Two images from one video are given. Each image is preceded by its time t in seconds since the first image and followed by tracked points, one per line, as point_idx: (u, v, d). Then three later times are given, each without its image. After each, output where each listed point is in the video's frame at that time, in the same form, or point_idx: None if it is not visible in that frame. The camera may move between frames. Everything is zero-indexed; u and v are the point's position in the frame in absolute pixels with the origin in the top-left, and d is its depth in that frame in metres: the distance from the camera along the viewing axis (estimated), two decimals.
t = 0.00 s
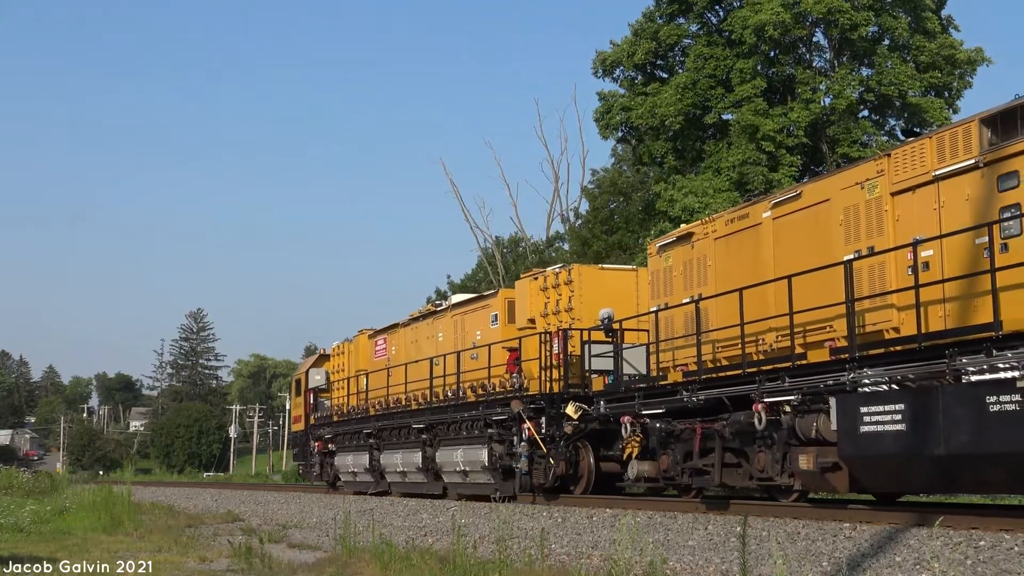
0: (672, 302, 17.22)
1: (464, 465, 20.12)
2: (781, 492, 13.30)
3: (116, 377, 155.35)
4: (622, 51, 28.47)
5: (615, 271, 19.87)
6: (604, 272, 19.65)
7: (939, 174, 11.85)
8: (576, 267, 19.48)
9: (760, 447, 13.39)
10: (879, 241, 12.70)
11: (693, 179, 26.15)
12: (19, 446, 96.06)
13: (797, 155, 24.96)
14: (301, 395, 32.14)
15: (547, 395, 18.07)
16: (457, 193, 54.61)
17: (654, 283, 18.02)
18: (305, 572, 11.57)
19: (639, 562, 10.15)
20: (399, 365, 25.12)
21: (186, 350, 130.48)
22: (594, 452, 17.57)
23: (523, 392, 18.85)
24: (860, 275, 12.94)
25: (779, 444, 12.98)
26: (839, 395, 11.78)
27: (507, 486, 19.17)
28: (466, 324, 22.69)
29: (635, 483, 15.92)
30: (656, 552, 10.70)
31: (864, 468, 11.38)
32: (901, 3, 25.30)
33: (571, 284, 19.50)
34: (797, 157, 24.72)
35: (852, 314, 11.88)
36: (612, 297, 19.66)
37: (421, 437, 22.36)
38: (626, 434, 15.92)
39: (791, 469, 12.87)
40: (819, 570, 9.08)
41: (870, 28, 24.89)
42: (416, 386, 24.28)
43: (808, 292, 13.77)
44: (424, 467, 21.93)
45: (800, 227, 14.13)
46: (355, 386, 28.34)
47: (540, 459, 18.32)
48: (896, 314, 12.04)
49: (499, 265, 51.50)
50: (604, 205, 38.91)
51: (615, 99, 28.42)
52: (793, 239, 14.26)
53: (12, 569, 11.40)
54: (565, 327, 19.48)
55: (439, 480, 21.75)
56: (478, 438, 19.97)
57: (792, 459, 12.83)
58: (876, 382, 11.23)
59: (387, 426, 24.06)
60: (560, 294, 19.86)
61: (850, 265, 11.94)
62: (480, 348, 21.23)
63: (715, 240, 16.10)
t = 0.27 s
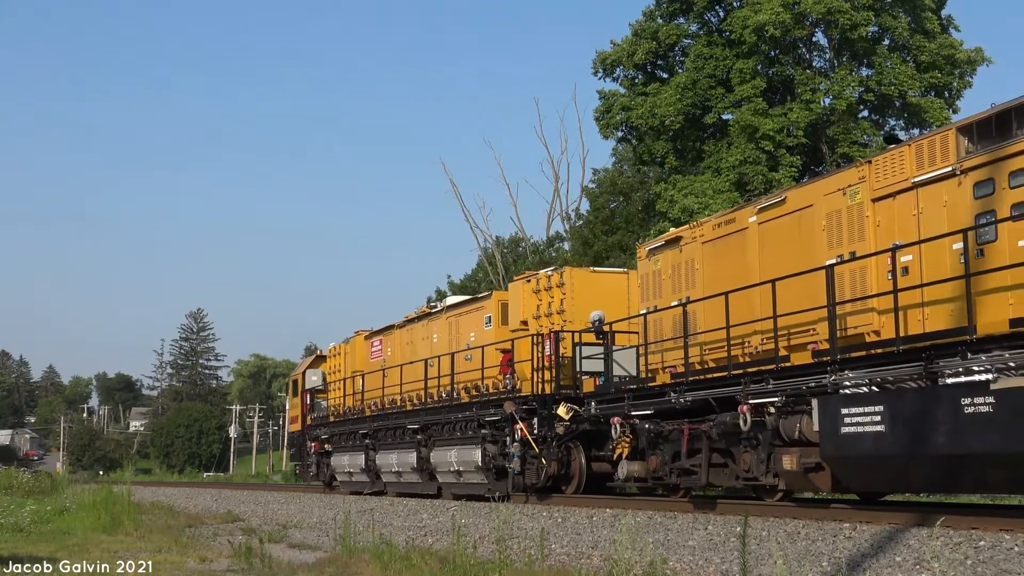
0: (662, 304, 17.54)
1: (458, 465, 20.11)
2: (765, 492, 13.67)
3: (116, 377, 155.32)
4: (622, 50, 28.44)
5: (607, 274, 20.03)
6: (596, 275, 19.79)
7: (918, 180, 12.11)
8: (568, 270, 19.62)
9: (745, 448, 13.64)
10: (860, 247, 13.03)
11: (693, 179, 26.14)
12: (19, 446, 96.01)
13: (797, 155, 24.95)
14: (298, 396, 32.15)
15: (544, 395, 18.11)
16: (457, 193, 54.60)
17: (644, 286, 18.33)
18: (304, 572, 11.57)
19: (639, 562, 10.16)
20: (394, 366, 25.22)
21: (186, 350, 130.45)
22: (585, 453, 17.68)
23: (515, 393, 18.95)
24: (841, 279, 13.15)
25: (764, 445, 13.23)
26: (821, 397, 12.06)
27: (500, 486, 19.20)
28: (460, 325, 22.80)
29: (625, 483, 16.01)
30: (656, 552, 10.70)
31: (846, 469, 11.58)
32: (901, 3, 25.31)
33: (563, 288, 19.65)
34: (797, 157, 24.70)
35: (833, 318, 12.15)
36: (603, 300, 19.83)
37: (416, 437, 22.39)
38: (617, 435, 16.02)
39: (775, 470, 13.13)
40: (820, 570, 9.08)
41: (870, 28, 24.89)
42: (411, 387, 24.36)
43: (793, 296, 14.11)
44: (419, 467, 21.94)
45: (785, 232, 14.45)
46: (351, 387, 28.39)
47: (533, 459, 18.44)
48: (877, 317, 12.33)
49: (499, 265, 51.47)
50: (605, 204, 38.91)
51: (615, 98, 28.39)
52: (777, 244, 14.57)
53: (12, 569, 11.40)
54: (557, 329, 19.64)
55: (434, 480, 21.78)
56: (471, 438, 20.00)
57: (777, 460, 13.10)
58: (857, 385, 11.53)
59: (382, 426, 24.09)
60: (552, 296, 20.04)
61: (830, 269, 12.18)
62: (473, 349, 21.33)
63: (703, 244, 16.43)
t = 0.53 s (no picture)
0: (651, 307, 17.79)
1: (452, 465, 20.13)
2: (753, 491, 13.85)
3: (116, 377, 155.30)
4: (623, 50, 28.42)
5: (599, 277, 20.16)
6: (588, 277, 19.88)
7: (897, 187, 12.58)
8: (560, 273, 19.67)
9: (731, 449, 13.84)
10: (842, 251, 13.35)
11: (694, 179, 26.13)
12: (20, 446, 95.98)
13: (797, 155, 24.93)
14: (295, 396, 32.18)
15: (541, 395, 18.14)
16: (457, 192, 54.61)
17: (634, 289, 18.59)
18: (305, 572, 11.57)
19: (639, 562, 10.15)
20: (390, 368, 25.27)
21: (186, 350, 130.42)
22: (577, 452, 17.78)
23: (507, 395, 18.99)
24: (823, 283, 13.41)
25: (749, 446, 13.44)
26: (804, 399, 12.31)
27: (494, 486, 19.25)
28: (455, 328, 22.84)
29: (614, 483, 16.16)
30: (656, 552, 10.69)
31: (829, 469, 11.83)
32: (900, 3, 25.33)
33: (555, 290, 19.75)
34: (797, 157, 24.68)
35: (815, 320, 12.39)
36: (595, 302, 19.97)
37: (411, 438, 22.41)
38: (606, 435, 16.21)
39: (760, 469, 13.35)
40: (820, 570, 9.08)
41: (870, 29, 24.89)
42: (406, 389, 24.39)
43: (776, 301, 14.32)
44: (414, 468, 21.96)
45: (771, 237, 14.75)
46: (347, 388, 28.43)
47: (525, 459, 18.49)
48: (859, 321, 12.66)
49: (499, 265, 51.47)
50: (606, 204, 38.94)
51: (615, 98, 28.37)
52: (764, 249, 14.87)
53: (12, 569, 11.40)
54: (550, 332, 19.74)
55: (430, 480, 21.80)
56: (465, 438, 20.03)
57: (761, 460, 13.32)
58: (838, 387, 11.79)
59: (378, 427, 24.11)
60: (545, 299, 20.12)
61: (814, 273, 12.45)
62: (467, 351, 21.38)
63: (692, 249, 16.68)
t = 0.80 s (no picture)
0: (641, 309, 18.02)
1: (447, 465, 20.18)
2: (738, 491, 13.96)
3: (116, 377, 155.28)
4: (623, 50, 28.40)
5: (591, 279, 20.32)
6: (580, 280, 20.09)
7: (878, 194, 12.87)
8: (552, 276, 19.91)
9: (717, 450, 14.06)
10: (825, 256, 13.61)
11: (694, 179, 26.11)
12: (20, 445, 95.99)
13: (797, 154, 24.91)
14: (292, 397, 32.21)
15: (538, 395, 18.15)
16: (457, 192, 54.61)
17: (624, 292, 18.81)
18: (305, 572, 11.57)
19: (639, 562, 10.15)
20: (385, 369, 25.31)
21: (186, 350, 130.40)
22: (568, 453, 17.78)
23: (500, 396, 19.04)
24: (807, 287, 13.77)
25: (735, 446, 13.65)
26: (788, 401, 12.48)
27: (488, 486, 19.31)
28: (449, 329, 22.88)
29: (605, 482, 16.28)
30: (656, 552, 10.69)
31: (811, 469, 11.98)
32: (900, 3, 25.35)
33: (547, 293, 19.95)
34: (797, 157, 24.66)
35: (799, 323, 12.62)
36: (586, 305, 20.15)
37: (406, 438, 22.45)
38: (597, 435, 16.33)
39: (746, 469, 13.55)
40: (820, 570, 9.08)
41: (870, 29, 24.89)
42: (400, 390, 24.42)
43: (762, 305, 14.58)
44: (409, 468, 21.99)
45: (757, 242, 14.99)
46: (343, 389, 28.46)
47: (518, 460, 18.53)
48: (841, 324, 12.94)
49: (499, 265, 51.47)
50: (607, 203, 38.97)
51: (616, 99, 28.36)
52: (750, 253, 15.10)
53: (12, 569, 11.40)
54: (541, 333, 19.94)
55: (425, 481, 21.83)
56: (458, 438, 20.09)
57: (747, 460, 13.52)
58: (821, 388, 12.01)
59: (373, 427, 24.14)
60: (537, 301, 20.21)
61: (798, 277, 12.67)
62: (461, 353, 21.42)
63: (681, 253, 16.91)
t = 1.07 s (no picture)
0: (630, 312, 18.07)
1: (441, 466, 20.18)
2: (725, 491, 14.04)
3: (116, 377, 155.27)
4: (623, 49, 28.38)
5: (583, 282, 20.27)
6: (572, 282, 20.05)
7: (860, 200, 13.02)
8: (544, 278, 19.86)
9: (704, 450, 14.16)
10: (808, 260, 13.74)
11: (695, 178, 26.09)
12: (20, 445, 95.99)
13: (797, 154, 24.90)
14: (288, 398, 32.22)
15: (533, 396, 18.17)
16: (457, 193, 54.61)
17: (614, 295, 18.87)
18: (305, 572, 11.57)
19: (639, 562, 10.15)
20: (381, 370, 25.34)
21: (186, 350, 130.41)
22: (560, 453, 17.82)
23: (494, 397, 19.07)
24: (791, 290, 13.85)
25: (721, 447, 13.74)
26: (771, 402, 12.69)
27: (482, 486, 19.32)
28: (444, 331, 22.91)
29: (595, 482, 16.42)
30: (656, 552, 10.69)
31: (795, 469, 12.18)
32: (900, 3, 25.34)
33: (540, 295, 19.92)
34: (797, 156, 24.64)
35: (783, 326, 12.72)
36: (579, 307, 20.09)
37: (401, 438, 22.46)
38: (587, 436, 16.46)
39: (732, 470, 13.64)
40: (820, 570, 9.07)
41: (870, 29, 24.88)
42: (395, 391, 24.44)
43: (748, 307, 14.67)
44: (404, 468, 21.99)
45: (743, 246, 15.07)
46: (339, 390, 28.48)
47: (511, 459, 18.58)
48: (823, 327, 13.06)
49: (500, 265, 51.47)
50: (609, 203, 38.99)
51: (616, 99, 28.35)
52: (737, 257, 15.18)
53: (12, 569, 11.40)
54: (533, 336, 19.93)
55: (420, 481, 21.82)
56: (452, 439, 20.11)
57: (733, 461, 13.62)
58: (803, 390, 12.17)
59: (368, 428, 24.15)
60: (531, 303, 20.23)
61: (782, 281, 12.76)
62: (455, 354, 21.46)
63: (670, 256, 16.95)
